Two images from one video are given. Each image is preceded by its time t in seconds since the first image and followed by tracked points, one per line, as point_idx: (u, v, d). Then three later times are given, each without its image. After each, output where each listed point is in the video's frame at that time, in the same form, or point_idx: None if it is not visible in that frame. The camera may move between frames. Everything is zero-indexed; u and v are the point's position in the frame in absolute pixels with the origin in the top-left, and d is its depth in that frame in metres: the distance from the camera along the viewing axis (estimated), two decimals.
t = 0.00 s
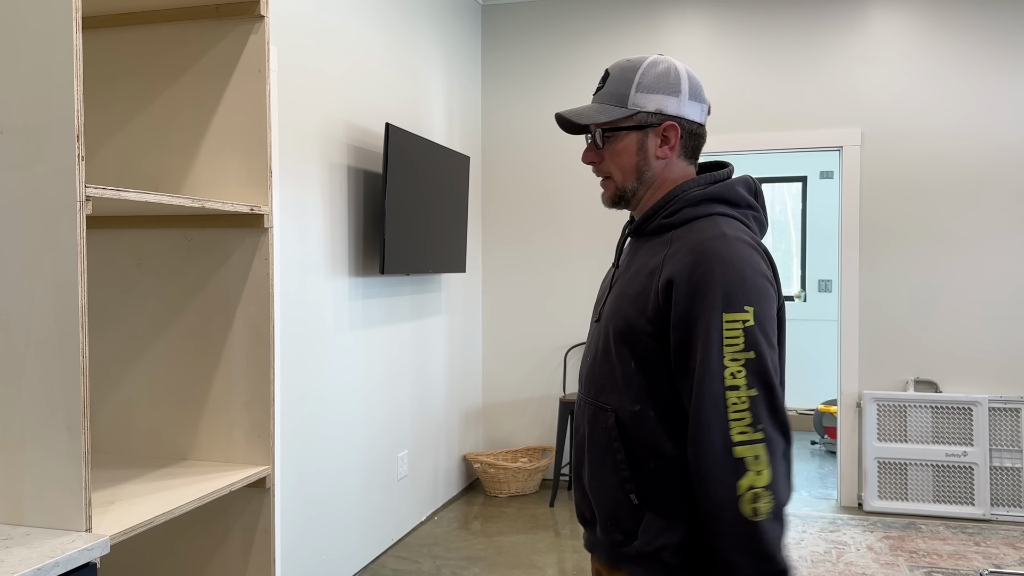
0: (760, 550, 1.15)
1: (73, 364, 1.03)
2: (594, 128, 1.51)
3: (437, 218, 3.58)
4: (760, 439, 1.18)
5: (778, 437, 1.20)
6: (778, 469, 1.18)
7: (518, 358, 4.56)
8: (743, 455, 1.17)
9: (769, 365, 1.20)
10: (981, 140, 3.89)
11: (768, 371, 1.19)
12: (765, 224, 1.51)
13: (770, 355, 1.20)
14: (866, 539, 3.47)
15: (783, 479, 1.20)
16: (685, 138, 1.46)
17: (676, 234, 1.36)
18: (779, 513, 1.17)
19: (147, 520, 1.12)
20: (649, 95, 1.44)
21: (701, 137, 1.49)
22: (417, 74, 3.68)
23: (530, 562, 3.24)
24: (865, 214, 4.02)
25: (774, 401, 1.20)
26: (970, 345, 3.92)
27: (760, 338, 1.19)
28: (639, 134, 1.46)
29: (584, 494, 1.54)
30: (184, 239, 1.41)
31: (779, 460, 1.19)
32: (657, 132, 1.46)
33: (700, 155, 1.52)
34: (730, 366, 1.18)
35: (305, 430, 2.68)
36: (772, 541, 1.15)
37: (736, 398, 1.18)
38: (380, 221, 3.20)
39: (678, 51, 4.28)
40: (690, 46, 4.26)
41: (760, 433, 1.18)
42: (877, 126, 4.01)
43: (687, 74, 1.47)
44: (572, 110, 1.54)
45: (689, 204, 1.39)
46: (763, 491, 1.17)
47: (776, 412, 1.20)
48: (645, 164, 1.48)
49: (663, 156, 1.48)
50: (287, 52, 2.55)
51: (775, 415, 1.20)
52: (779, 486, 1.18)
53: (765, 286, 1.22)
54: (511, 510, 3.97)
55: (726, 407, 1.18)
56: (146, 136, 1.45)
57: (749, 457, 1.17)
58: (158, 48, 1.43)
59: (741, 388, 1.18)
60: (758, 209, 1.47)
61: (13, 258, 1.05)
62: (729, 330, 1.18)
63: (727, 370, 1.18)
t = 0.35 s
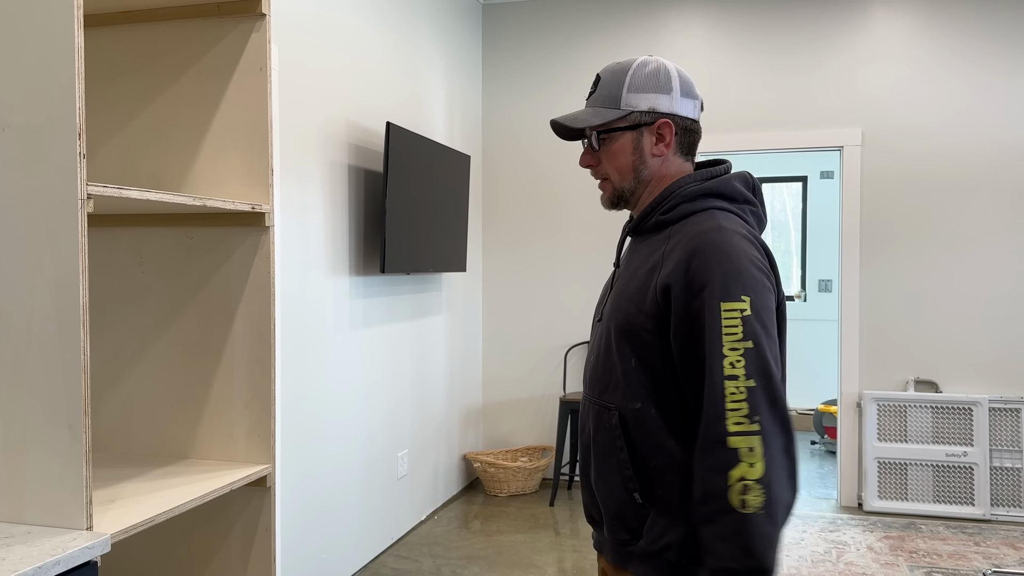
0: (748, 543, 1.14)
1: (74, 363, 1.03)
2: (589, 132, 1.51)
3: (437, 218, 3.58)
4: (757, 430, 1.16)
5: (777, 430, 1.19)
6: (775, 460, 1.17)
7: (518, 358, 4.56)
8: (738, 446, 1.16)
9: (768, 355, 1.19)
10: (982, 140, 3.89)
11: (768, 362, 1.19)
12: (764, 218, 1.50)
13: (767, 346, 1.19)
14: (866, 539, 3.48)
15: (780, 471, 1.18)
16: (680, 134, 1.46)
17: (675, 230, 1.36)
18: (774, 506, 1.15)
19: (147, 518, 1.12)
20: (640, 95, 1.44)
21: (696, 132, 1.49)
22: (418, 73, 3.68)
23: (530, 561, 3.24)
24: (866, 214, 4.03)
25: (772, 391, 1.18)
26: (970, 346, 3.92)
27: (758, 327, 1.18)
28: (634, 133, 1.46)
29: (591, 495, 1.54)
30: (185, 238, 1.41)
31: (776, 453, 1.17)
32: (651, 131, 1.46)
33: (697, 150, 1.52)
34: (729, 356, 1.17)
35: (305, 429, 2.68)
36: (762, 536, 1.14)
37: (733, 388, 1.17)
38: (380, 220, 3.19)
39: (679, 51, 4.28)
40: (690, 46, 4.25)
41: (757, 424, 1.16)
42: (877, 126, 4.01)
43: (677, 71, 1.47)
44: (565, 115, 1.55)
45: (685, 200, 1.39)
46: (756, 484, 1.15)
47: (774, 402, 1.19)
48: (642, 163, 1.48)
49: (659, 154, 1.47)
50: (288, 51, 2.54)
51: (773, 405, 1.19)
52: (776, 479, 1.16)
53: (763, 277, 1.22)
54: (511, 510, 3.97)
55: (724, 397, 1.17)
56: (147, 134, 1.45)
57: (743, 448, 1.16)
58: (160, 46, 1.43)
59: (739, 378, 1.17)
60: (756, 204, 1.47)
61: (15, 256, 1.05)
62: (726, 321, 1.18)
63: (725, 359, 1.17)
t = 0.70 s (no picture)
0: (621, 492, 1.16)
1: (74, 360, 1.02)
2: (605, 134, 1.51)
3: (438, 216, 3.58)
4: (694, 414, 1.16)
5: (720, 430, 1.17)
6: (697, 450, 1.16)
7: (518, 357, 4.56)
8: (668, 416, 1.18)
9: (744, 357, 1.18)
10: (982, 140, 3.89)
11: (743, 364, 1.17)
12: (780, 224, 1.49)
13: (749, 350, 1.18)
14: (865, 538, 3.48)
15: (697, 463, 1.17)
16: (696, 131, 1.46)
17: (690, 228, 1.36)
18: (665, 480, 1.15)
19: (147, 516, 1.12)
20: (654, 94, 1.44)
21: (712, 127, 1.49)
22: (418, 71, 3.67)
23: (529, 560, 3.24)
24: (866, 213, 4.03)
25: (732, 394, 1.17)
26: (970, 346, 3.93)
27: (743, 327, 1.17)
28: (650, 133, 1.46)
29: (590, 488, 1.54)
30: (186, 235, 1.41)
31: (701, 446, 1.16)
32: (667, 129, 1.45)
33: (713, 145, 1.52)
34: (702, 346, 1.18)
35: (304, 427, 2.68)
36: (637, 494, 1.15)
37: (692, 370, 1.18)
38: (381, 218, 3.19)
39: (679, 50, 4.29)
40: (691, 45, 4.26)
41: (698, 412, 1.16)
42: (878, 125, 4.02)
43: (689, 68, 1.46)
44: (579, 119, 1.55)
45: (703, 198, 1.39)
46: (660, 453, 1.16)
47: (729, 404, 1.17)
48: (659, 162, 1.48)
49: (676, 152, 1.47)
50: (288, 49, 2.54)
51: (728, 405, 1.17)
52: (687, 463, 1.16)
53: (766, 281, 1.21)
54: (511, 509, 3.97)
55: (681, 373, 1.19)
56: (148, 132, 1.45)
57: (670, 420, 1.18)
58: (161, 43, 1.43)
59: (700, 362, 1.18)
60: (773, 208, 1.46)
61: (16, 253, 1.05)
62: (714, 314, 1.18)
63: (698, 349, 1.18)
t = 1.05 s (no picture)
0: (737, 542, 1.16)
1: (73, 358, 1.02)
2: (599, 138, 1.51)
3: (437, 215, 3.58)
4: (753, 432, 1.18)
5: (771, 431, 1.21)
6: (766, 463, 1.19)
7: (517, 356, 4.56)
8: (732, 446, 1.18)
9: (770, 357, 1.20)
10: (981, 140, 3.90)
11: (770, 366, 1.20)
12: (777, 219, 1.50)
13: (772, 349, 1.20)
14: (863, 538, 3.48)
15: (770, 473, 1.21)
16: (691, 130, 1.46)
17: (688, 228, 1.36)
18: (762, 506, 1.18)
19: (147, 516, 1.12)
20: (647, 96, 1.44)
21: (707, 126, 1.49)
22: (418, 70, 3.67)
23: (528, 559, 3.24)
24: (865, 213, 4.03)
25: (771, 395, 1.20)
26: (969, 345, 3.93)
27: (761, 329, 1.19)
28: (645, 135, 1.46)
29: (593, 488, 1.54)
30: (185, 234, 1.41)
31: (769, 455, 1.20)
32: (662, 130, 1.46)
33: (709, 144, 1.51)
34: (731, 357, 1.18)
35: (305, 425, 2.68)
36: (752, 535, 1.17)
37: (731, 389, 1.18)
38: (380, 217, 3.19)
39: (679, 49, 4.28)
40: (690, 45, 4.25)
41: (753, 427, 1.18)
42: (877, 125, 4.02)
43: (681, 67, 1.46)
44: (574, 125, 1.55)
45: (700, 197, 1.39)
46: (747, 485, 1.18)
47: (773, 408, 1.20)
48: (655, 164, 1.48)
49: (671, 152, 1.47)
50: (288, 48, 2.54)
51: (771, 408, 1.20)
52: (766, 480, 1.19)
53: (773, 279, 1.22)
54: (509, 508, 3.97)
55: (721, 396, 1.19)
56: (148, 130, 1.45)
57: (736, 449, 1.18)
58: (160, 42, 1.42)
59: (738, 379, 1.18)
60: (769, 204, 1.46)
61: (14, 251, 1.04)
62: (731, 321, 1.19)
63: (727, 361, 1.18)
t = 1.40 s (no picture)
0: (709, 538, 1.16)
1: (72, 357, 1.02)
2: (606, 131, 1.51)
3: (437, 214, 3.58)
4: (735, 429, 1.17)
5: (759, 431, 1.19)
6: (748, 462, 1.18)
7: (516, 355, 4.56)
8: (713, 441, 1.18)
9: (763, 356, 1.19)
10: (980, 140, 3.90)
11: (761, 364, 1.19)
12: (781, 219, 1.50)
13: (766, 347, 1.19)
14: (862, 538, 3.49)
15: (752, 474, 1.19)
16: (697, 129, 1.46)
17: (689, 226, 1.36)
18: (739, 505, 1.17)
19: (145, 515, 1.12)
20: (655, 92, 1.44)
21: (713, 126, 1.49)
22: (417, 69, 3.67)
23: (527, 559, 3.24)
24: (864, 213, 4.04)
25: (760, 394, 1.19)
26: (968, 345, 3.93)
27: (756, 327, 1.18)
28: (651, 130, 1.46)
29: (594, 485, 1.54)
30: (185, 233, 1.40)
31: (752, 455, 1.18)
32: (668, 127, 1.46)
33: (715, 144, 1.51)
34: (720, 353, 1.18)
35: (303, 424, 2.68)
36: (724, 533, 1.16)
37: (718, 385, 1.18)
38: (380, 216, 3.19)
39: (678, 49, 4.28)
40: (689, 45, 4.26)
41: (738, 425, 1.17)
42: (876, 126, 4.02)
43: (692, 66, 1.46)
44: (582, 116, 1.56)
45: (702, 195, 1.39)
46: (724, 481, 1.17)
47: (763, 408, 1.19)
48: (660, 160, 1.48)
49: (677, 150, 1.47)
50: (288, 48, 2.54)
51: (759, 408, 1.19)
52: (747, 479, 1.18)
53: (771, 278, 1.22)
54: (508, 507, 3.97)
55: (707, 391, 1.19)
56: (147, 129, 1.44)
57: (717, 444, 1.17)
58: (160, 40, 1.42)
59: (727, 375, 1.18)
60: (773, 204, 1.46)
61: (14, 249, 1.04)
62: (724, 317, 1.18)
63: (716, 356, 1.18)
